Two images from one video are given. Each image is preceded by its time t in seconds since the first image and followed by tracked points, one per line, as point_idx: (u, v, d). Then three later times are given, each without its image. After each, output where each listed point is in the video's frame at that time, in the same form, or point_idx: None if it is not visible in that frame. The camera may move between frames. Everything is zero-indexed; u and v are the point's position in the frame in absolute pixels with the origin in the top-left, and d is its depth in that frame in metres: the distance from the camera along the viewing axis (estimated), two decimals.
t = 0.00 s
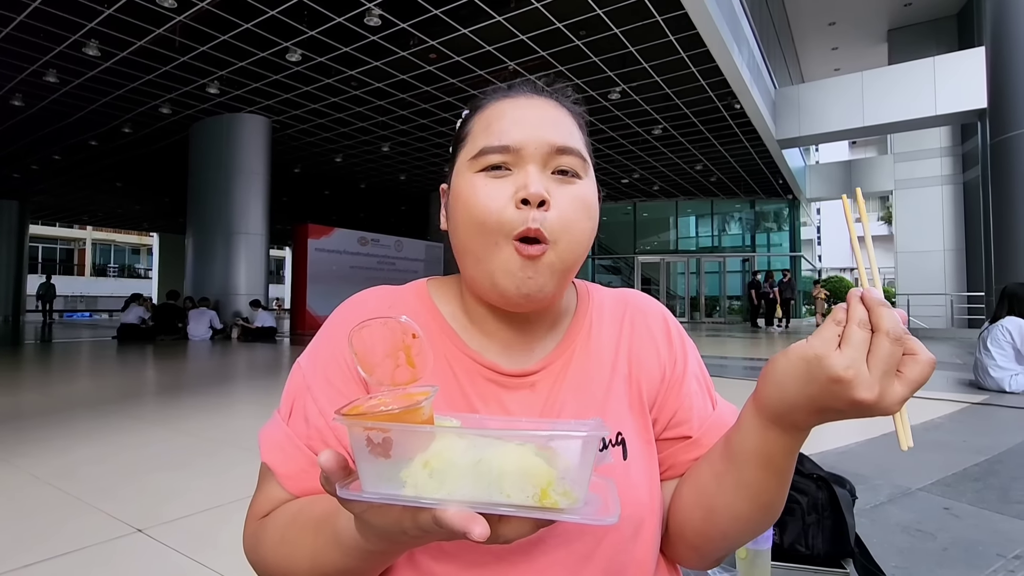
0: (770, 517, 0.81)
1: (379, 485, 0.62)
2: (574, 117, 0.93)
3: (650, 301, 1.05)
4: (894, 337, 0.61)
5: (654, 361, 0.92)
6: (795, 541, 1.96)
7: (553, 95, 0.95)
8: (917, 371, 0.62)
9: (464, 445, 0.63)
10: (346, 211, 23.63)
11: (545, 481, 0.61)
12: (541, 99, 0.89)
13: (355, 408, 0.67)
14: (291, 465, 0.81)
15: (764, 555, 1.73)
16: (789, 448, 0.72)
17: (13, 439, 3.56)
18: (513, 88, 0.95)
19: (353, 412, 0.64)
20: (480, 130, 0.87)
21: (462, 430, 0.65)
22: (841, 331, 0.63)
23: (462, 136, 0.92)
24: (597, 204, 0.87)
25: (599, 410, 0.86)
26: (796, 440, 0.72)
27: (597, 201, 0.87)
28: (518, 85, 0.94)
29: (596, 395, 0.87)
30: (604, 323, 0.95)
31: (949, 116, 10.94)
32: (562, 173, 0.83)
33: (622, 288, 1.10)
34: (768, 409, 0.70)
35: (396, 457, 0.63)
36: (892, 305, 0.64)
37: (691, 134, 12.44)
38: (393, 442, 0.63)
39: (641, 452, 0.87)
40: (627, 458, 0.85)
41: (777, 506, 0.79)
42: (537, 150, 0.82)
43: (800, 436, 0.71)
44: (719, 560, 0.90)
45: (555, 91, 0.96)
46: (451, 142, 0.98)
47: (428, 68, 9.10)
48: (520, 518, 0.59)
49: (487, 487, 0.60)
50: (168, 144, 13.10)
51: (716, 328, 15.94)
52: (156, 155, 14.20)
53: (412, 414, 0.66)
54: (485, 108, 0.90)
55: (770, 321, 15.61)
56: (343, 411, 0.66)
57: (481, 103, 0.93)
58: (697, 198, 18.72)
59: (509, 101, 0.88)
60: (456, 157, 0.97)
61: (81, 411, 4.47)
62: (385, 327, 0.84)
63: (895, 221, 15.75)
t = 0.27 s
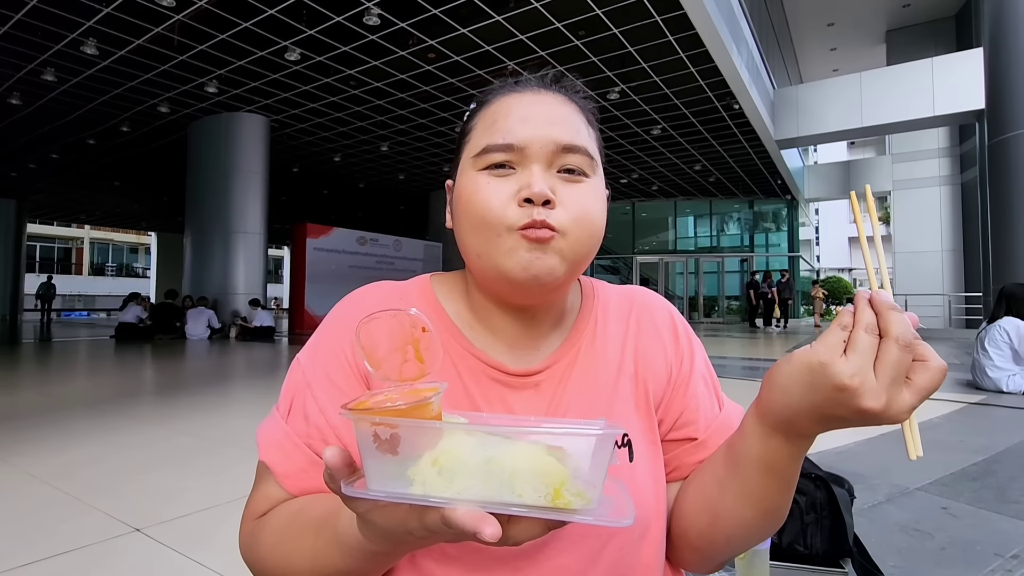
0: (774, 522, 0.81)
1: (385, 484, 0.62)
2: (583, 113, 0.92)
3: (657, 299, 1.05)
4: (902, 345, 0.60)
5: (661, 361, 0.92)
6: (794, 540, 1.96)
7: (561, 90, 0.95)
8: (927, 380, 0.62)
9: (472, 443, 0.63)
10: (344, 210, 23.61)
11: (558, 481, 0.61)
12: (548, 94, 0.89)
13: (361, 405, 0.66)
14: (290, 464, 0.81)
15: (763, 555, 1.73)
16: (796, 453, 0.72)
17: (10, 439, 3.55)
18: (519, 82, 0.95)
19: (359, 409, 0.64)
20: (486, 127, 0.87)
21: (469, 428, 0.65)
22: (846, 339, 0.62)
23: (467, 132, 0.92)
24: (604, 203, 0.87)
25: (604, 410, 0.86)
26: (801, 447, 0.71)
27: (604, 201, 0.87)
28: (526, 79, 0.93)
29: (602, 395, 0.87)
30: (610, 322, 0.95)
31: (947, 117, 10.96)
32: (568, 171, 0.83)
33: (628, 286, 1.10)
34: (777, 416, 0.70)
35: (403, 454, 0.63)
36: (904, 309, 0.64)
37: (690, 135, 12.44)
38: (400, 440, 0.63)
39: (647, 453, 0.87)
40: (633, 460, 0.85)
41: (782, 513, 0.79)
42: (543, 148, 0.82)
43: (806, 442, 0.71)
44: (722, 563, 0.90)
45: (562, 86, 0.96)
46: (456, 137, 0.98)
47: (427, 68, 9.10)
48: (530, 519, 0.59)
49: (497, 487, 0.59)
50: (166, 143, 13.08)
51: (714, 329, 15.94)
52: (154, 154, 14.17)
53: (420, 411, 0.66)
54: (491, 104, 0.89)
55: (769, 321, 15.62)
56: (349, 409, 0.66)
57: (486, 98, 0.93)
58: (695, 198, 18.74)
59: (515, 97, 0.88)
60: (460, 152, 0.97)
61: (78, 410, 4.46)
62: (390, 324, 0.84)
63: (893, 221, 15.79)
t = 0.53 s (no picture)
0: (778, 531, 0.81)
1: (382, 493, 0.62)
2: (587, 110, 0.92)
3: (661, 300, 1.05)
4: (910, 356, 0.60)
5: (665, 364, 0.92)
6: (792, 540, 1.97)
7: (565, 87, 0.94)
8: (935, 394, 0.61)
9: (471, 452, 0.62)
10: (343, 210, 23.60)
11: (560, 491, 0.61)
12: (551, 90, 0.88)
13: (357, 412, 0.66)
14: (283, 467, 0.80)
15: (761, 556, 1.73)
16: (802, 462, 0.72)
17: (7, 439, 3.54)
18: (522, 78, 0.94)
19: (354, 416, 0.64)
20: (487, 124, 0.86)
21: (468, 436, 0.65)
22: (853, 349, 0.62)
23: (468, 128, 0.92)
24: (607, 204, 0.86)
25: (606, 416, 0.86)
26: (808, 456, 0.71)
27: (607, 202, 0.87)
28: (529, 75, 0.93)
29: (604, 401, 0.87)
30: (612, 324, 0.95)
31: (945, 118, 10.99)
32: (570, 171, 0.83)
33: (630, 286, 1.10)
34: (778, 427, 0.70)
35: (400, 464, 0.63)
36: (910, 318, 0.63)
37: (688, 135, 12.46)
38: (396, 449, 0.63)
39: (649, 459, 0.87)
40: (635, 467, 0.85)
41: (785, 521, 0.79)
42: (544, 147, 0.81)
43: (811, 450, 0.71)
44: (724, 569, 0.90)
45: (566, 81, 0.95)
46: (457, 133, 0.97)
47: (425, 68, 9.09)
48: (529, 531, 0.59)
49: (497, 496, 0.59)
50: (164, 142, 13.05)
51: (712, 329, 15.96)
52: (152, 153, 14.15)
53: (417, 419, 0.66)
54: (493, 100, 0.89)
55: (767, 322, 15.64)
56: (344, 415, 0.65)
57: (488, 93, 0.92)
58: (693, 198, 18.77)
59: (517, 92, 0.87)
60: (461, 149, 0.97)
61: (76, 410, 4.45)
62: (389, 327, 0.83)
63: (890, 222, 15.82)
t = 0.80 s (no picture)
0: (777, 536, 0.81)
1: (380, 498, 0.62)
2: (588, 109, 0.92)
3: (661, 301, 1.06)
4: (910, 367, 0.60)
5: (665, 367, 0.92)
6: (790, 539, 1.97)
7: (567, 84, 0.94)
8: (938, 406, 0.62)
9: (471, 456, 0.63)
10: (342, 210, 23.59)
11: (561, 497, 0.61)
12: (550, 88, 0.89)
13: (353, 415, 0.67)
14: (280, 472, 0.81)
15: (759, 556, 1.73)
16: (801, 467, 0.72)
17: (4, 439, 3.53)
18: (522, 75, 0.94)
19: (351, 419, 0.65)
20: (485, 122, 0.87)
21: (466, 439, 0.65)
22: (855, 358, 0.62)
23: (467, 127, 0.93)
24: (606, 205, 0.87)
25: (605, 420, 0.87)
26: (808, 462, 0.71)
27: (606, 201, 0.88)
28: (529, 72, 0.93)
29: (603, 402, 0.88)
30: (612, 326, 0.96)
31: (943, 119, 11.01)
32: (569, 172, 0.83)
33: (630, 286, 1.11)
34: (777, 433, 0.71)
35: (398, 468, 0.63)
36: (910, 325, 0.64)
37: (687, 136, 12.47)
38: (395, 453, 0.64)
39: (649, 463, 0.88)
40: (634, 472, 0.85)
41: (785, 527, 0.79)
42: (543, 147, 0.82)
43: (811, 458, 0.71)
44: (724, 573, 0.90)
45: (566, 80, 0.95)
46: (456, 131, 0.98)
47: (424, 68, 9.09)
48: (529, 536, 0.60)
49: (497, 502, 0.60)
50: (163, 142, 13.04)
51: (711, 329, 15.98)
52: (151, 153, 14.13)
53: (416, 422, 0.67)
54: (492, 97, 0.90)
55: (765, 322, 15.65)
56: (340, 417, 0.66)
57: (487, 91, 0.93)
58: (692, 199, 18.79)
59: (516, 90, 0.88)
60: (459, 147, 0.97)
61: (74, 410, 4.44)
62: (388, 329, 0.84)
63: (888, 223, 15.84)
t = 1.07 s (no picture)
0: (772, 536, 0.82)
1: (382, 497, 0.63)
2: (590, 114, 0.93)
3: (659, 302, 1.06)
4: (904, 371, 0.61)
5: (663, 369, 0.93)
6: (788, 539, 1.99)
7: (570, 89, 0.95)
8: (929, 411, 0.62)
9: (473, 455, 0.64)
10: (341, 210, 23.60)
11: (563, 496, 0.62)
12: (554, 92, 0.89)
13: (355, 415, 0.68)
14: (280, 472, 0.81)
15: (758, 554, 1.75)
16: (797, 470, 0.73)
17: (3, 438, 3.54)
18: (526, 79, 0.94)
19: (354, 419, 0.65)
20: (489, 126, 0.87)
21: (468, 438, 0.66)
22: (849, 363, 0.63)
23: (469, 130, 0.93)
24: (607, 211, 0.88)
25: (604, 419, 0.88)
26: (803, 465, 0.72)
27: (608, 208, 0.88)
28: (530, 77, 0.93)
29: (601, 403, 0.88)
30: (611, 327, 0.96)
31: (941, 120, 11.03)
32: (572, 178, 0.84)
33: (627, 289, 1.11)
34: (774, 438, 0.71)
35: (401, 467, 0.64)
36: (904, 332, 0.65)
37: (687, 136, 12.48)
38: (398, 452, 0.64)
39: (647, 463, 0.89)
40: (633, 472, 0.86)
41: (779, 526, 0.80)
42: (547, 153, 0.82)
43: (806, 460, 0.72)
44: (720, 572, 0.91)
45: (568, 84, 0.96)
46: (457, 133, 0.98)
47: (423, 68, 9.09)
48: (532, 535, 0.60)
49: (499, 500, 0.60)
50: (162, 141, 13.02)
51: (710, 330, 16.01)
52: (149, 153, 14.12)
53: (418, 422, 0.67)
54: (495, 100, 0.90)
55: (764, 322, 15.67)
56: (344, 418, 0.67)
57: (491, 93, 0.93)
58: (691, 199, 18.81)
59: (520, 94, 0.88)
60: (460, 150, 0.97)
61: (73, 410, 4.44)
62: (390, 330, 0.85)
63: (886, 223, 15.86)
